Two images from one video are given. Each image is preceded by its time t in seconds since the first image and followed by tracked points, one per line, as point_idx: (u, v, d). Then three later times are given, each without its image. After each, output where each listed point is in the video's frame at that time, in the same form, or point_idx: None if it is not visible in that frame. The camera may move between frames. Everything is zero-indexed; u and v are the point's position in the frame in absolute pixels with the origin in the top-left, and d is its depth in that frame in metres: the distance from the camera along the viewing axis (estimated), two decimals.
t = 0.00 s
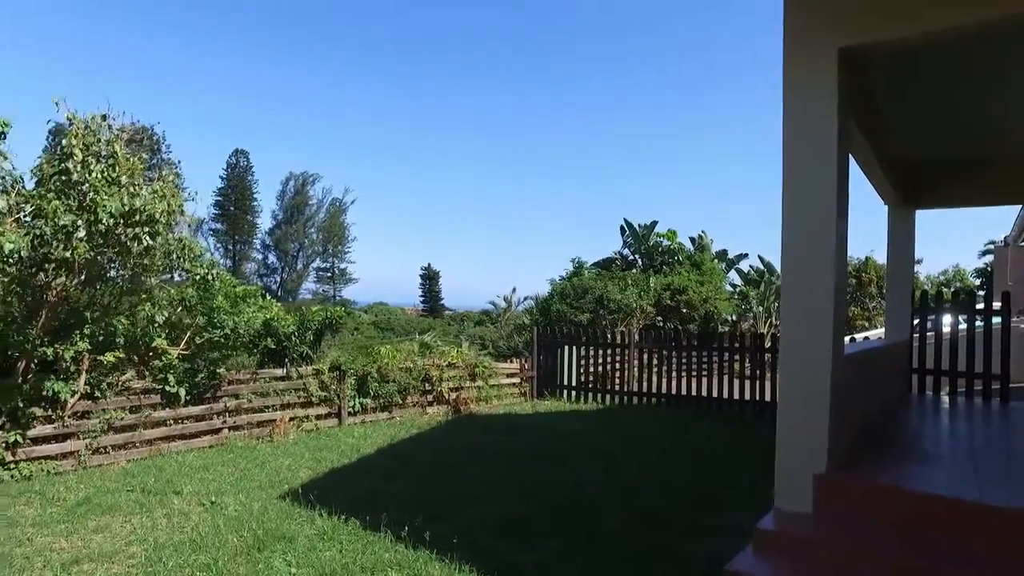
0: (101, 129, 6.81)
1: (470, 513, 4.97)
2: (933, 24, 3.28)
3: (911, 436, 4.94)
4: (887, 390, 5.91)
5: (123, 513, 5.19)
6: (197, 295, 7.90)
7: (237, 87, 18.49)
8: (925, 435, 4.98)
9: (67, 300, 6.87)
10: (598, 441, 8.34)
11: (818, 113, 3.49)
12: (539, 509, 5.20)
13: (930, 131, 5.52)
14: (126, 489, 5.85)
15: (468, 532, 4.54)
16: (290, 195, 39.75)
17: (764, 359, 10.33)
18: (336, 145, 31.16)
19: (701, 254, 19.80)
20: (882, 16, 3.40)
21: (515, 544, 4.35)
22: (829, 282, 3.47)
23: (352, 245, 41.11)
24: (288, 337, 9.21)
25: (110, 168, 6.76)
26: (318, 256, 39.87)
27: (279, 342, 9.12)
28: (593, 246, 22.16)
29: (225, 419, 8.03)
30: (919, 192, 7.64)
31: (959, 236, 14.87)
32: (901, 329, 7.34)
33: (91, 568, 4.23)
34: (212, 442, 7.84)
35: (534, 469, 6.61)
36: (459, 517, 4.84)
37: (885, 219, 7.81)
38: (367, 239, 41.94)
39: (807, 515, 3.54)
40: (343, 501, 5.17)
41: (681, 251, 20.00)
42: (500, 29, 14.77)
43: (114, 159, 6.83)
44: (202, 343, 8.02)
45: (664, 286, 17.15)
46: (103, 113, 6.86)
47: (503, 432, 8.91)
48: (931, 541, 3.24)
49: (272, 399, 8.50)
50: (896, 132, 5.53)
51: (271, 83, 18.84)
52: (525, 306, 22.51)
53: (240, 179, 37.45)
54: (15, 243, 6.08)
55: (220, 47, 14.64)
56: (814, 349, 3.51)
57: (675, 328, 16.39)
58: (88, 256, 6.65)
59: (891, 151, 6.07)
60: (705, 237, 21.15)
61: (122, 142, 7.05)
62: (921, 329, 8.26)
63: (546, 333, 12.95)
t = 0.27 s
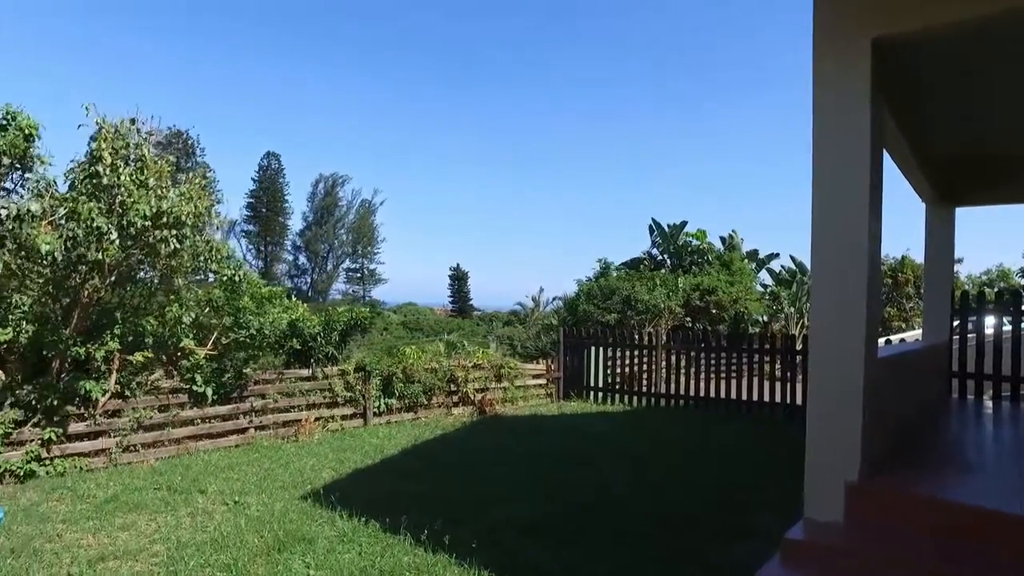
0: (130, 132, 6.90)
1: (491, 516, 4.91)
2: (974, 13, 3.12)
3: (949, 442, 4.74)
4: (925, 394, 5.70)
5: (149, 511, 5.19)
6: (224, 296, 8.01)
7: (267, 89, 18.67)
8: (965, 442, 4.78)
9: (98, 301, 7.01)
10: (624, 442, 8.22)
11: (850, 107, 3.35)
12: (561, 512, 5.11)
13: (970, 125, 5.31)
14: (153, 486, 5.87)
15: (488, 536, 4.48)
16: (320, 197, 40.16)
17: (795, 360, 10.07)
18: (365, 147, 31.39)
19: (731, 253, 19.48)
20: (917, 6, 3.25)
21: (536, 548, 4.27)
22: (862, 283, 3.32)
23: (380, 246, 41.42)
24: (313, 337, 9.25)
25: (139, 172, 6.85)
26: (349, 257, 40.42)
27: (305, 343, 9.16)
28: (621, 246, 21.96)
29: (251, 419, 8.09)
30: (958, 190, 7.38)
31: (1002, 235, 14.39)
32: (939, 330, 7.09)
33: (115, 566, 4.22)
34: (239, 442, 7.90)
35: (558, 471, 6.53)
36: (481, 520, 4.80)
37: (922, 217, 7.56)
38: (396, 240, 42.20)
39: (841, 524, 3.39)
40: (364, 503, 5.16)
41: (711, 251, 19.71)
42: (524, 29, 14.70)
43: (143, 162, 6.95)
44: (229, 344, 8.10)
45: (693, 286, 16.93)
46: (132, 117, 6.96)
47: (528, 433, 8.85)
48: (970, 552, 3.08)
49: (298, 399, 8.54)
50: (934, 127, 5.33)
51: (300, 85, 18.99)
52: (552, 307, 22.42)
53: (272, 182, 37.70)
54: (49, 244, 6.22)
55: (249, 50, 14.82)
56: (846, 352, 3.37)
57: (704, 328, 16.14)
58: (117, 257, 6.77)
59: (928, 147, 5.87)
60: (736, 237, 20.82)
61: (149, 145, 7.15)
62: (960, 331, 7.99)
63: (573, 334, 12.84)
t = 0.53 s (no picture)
0: (153, 134, 6.98)
1: (508, 520, 4.86)
2: None
3: (985, 449, 4.56)
4: (959, 399, 5.50)
5: (170, 510, 5.21)
6: (247, 297, 8.05)
7: (292, 92, 18.83)
8: (1002, 449, 4.59)
9: (125, 303, 7.09)
10: (646, 446, 8.13)
11: (880, 99, 3.22)
12: (579, 517, 5.04)
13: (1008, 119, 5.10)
14: (175, 485, 5.89)
15: (504, 540, 4.42)
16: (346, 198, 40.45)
17: (823, 362, 9.78)
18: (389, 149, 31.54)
19: (758, 253, 19.18)
20: None
21: (553, 556, 4.18)
22: (893, 282, 3.19)
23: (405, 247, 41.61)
24: (335, 338, 9.26)
25: (160, 173, 6.92)
26: (374, 258, 40.67)
27: (327, 343, 9.18)
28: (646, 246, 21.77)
29: (273, 418, 8.12)
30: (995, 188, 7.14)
31: None
32: (973, 333, 6.86)
33: (134, 564, 4.23)
34: (261, 441, 7.93)
35: (578, 476, 6.46)
36: (499, 525, 4.75)
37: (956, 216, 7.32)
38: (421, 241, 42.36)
39: (868, 534, 3.26)
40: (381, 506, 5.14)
41: (737, 251, 19.43)
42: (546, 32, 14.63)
43: (165, 164, 7.01)
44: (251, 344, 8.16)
45: (718, 287, 16.69)
46: (154, 119, 7.06)
47: (549, 435, 8.80)
48: (1001, 570, 2.93)
49: (319, 399, 8.56)
50: (969, 122, 5.14)
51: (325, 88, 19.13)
52: (576, 308, 22.30)
53: (299, 184, 38.00)
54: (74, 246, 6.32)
55: (274, 52, 14.96)
56: (875, 355, 3.24)
57: (730, 330, 15.89)
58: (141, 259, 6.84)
59: (963, 142, 5.66)
60: (763, 237, 20.51)
61: (172, 147, 7.22)
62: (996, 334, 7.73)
63: (596, 335, 12.72)
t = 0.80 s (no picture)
0: (170, 136, 6.94)
1: (521, 525, 4.78)
2: None
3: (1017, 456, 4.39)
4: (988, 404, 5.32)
5: (183, 511, 5.19)
6: (262, 297, 8.06)
7: (310, 94, 18.89)
8: None
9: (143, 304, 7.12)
10: (663, 448, 8.01)
11: (908, 91, 3.09)
12: (593, 522, 4.94)
13: None
14: (189, 486, 5.88)
15: (516, 546, 4.34)
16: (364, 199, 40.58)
17: (845, 365, 9.60)
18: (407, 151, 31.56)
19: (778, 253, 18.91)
20: None
21: (566, 561, 4.11)
22: (921, 282, 3.06)
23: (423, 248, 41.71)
24: (350, 339, 9.24)
25: (175, 174, 6.89)
26: (392, 258, 40.66)
27: (342, 344, 9.17)
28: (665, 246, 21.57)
29: (288, 419, 8.11)
30: None
31: None
32: (1002, 336, 6.66)
33: (143, 565, 4.20)
34: (276, 442, 7.93)
35: (594, 479, 6.37)
36: (513, 528, 4.68)
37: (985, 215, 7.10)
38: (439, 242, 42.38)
39: (894, 544, 3.13)
40: (393, 509, 5.08)
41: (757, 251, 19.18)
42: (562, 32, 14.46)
43: (180, 165, 6.96)
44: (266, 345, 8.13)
45: (738, 287, 16.43)
46: (171, 120, 7.03)
47: (565, 436, 8.71)
48: None
49: (334, 400, 8.54)
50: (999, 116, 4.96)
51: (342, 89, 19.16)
52: (594, 309, 22.15)
53: (318, 184, 38.71)
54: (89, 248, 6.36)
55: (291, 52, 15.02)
56: (902, 358, 3.10)
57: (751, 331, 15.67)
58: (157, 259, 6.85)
59: (993, 138, 5.47)
60: (784, 237, 20.23)
61: (188, 148, 7.18)
62: None
63: (613, 336, 12.59)
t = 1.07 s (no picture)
0: (182, 137, 6.84)
1: (532, 535, 4.64)
2: None
3: None
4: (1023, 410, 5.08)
5: (190, 517, 5.11)
6: (273, 298, 7.99)
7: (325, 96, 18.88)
8: None
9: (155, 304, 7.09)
10: (685, 454, 7.79)
11: (944, 81, 2.90)
12: (608, 531, 4.80)
13: None
14: (198, 490, 5.81)
15: (527, 557, 4.19)
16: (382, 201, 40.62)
17: (869, 367, 9.33)
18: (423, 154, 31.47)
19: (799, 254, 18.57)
20: None
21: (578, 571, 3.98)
22: (955, 282, 2.88)
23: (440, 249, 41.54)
24: (363, 341, 9.17)
25: (187, 176, 6.79)
26: (409, 260, 40.21)
27: (354, 346, 9.09)
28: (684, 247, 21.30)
29: (301, 422, 8.03)
30: None
31: None
32: None
33: (147, 574, 4.12)
34: (288, 446, 7.86)
35: (610, 486, 6.20)
36: (526, 538, 4.55)
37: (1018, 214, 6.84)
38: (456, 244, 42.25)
39: (928, 563, 2.94)
40: (403, 517, 4.97)
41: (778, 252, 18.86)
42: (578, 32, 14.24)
43: (191, 167, 6.85)
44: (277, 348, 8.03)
45: (757, 289, 16.20)
46: (182, 121, 6.92)
47: (581, 441, 8.56)
48: None
49: (347, 403, 8.46)
50: None
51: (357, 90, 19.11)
52: (612, 310, 21.91)
53: (335, 186, 39.29)
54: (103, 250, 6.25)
55: (305, 53, 15.01)
56: (936, 364, 2.92)
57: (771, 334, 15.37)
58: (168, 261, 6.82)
59: None
60: (805, 237, 19.90)
61: (200, 150, 7.07)
62: None
63: (629, 338, 12.41)
